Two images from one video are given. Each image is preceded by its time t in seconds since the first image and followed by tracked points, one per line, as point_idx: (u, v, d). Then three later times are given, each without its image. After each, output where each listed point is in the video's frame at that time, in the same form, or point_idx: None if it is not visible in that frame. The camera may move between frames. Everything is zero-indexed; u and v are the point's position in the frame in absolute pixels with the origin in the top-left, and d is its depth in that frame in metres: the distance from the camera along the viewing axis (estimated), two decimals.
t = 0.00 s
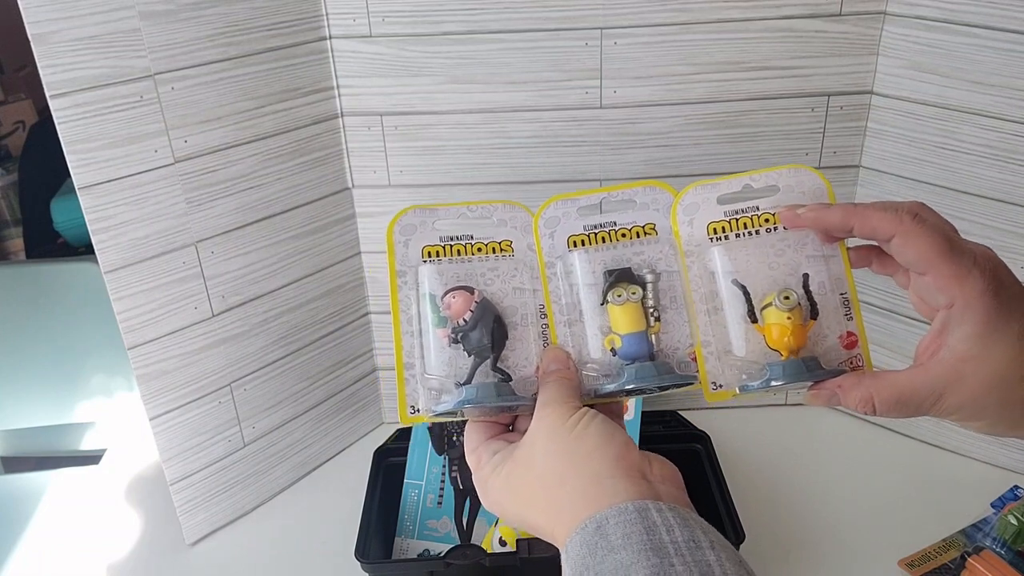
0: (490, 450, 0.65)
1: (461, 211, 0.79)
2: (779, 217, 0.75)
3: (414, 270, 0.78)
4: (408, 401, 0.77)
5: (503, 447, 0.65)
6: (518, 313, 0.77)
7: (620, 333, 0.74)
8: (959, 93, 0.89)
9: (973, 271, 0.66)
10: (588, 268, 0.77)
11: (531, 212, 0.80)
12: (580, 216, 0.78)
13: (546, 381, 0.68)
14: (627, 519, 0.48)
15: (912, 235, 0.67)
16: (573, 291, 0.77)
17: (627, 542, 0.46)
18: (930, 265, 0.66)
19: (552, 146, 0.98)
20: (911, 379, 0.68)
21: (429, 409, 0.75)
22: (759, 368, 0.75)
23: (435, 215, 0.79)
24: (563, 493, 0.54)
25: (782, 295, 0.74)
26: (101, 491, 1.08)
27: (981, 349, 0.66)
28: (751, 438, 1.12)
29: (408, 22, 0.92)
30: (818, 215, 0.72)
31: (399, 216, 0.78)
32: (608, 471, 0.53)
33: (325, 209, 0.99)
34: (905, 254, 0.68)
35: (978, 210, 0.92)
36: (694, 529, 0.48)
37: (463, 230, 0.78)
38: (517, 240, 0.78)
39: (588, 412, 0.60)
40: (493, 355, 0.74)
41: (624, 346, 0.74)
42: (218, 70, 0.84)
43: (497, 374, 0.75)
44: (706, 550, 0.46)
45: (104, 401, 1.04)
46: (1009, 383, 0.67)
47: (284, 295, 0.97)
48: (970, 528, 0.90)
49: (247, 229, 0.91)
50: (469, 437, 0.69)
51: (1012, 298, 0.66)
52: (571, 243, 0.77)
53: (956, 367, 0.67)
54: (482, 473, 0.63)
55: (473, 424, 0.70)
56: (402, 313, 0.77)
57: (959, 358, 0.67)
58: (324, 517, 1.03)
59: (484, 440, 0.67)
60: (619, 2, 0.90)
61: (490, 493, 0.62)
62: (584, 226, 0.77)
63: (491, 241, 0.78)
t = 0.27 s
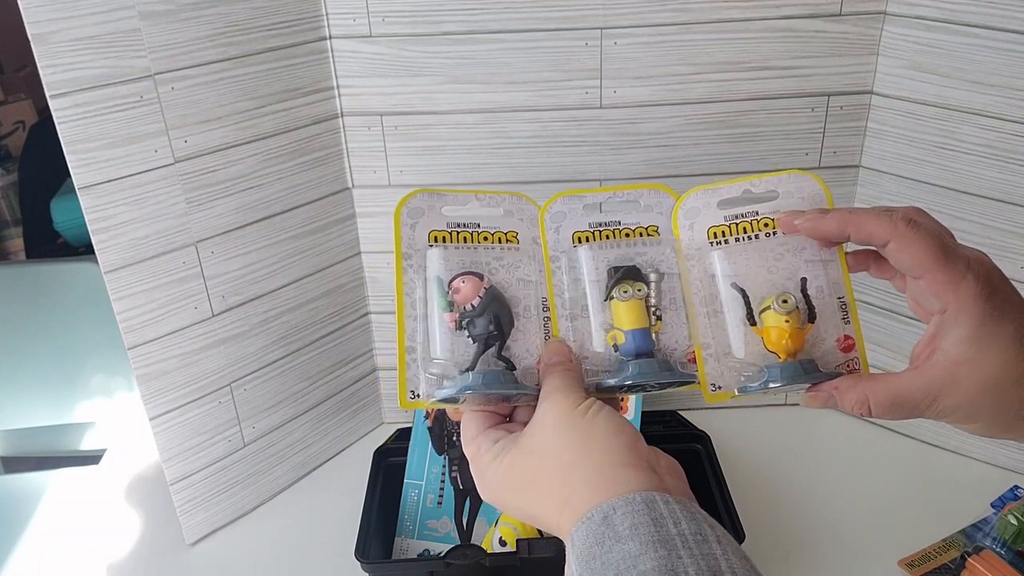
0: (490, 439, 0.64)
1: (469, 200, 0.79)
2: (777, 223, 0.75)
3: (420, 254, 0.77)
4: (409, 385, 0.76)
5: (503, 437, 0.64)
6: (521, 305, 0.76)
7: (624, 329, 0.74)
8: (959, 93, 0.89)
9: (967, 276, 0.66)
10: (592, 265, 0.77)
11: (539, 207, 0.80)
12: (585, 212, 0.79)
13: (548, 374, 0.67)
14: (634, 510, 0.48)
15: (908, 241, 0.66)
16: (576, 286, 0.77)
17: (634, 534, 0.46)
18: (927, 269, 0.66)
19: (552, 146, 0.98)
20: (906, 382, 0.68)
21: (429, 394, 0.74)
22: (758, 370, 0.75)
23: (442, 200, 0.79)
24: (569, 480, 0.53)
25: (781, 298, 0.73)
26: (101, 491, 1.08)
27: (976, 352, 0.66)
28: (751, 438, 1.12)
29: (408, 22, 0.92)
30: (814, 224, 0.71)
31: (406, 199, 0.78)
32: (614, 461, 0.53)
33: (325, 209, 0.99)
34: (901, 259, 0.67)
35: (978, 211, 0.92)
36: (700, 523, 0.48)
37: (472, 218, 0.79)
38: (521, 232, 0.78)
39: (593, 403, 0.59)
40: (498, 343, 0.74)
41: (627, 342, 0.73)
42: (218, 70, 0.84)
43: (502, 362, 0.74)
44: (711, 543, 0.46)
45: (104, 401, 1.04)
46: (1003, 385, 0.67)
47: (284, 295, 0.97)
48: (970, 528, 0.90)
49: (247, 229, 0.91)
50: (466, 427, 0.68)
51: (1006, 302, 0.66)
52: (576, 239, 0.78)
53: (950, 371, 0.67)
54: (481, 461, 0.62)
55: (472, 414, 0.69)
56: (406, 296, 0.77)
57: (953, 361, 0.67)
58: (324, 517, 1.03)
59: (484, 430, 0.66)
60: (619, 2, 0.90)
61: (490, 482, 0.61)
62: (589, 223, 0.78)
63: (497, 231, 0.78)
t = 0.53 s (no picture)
0: (486, 445, 0.65)
1: (462, 208, 0.79)
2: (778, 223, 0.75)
3: (414, 265, 0.77)
4: (405, 395, 0.76)
5: (500, 443, 0.64)
6: (516, 311, 0.77)
7: (619, 333, 0.74)
8: (959, 93, 0.89)
9: (969, 276, 0.66)
10: (589, 268, 0.77)
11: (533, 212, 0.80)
12: (581, 216, 0.78)
13: (542, 380, 0.67)
14: (623, 514, 0.48)
15: (910, 241, 0.66)
16: (573, 290, 0.77)
17: (624, 539, 0.46)
18: (928, 270, 0.66)
19: (552, 146, 0.98)
20: (906, 383, 0.68)
21: (425, 404, 0.75)
22: (756, 371, 0.75)
23: (436, 210, 0.79)
24: (559, 485, 0.53)
25: (781, 299, 0.73)
26: (101, 491, 1.08)
27: (976, 354, 0.66)
28: (751, 438, 1.12)
29: (408, 22, 0.92)
30: (816, 224, 0.71)
31: (400, 211, 0.78)
32: (605, 466, 0.52)
33: (325, 210, 0.99)
34: (903, 259, 0.67)
35: (978, 211, 0.92)
36: (690, 525, 0.48)
37: (463, 226, 0.79)
38: (516, 238, 0.78)
39: (586, 407, 0.59)
40: (491, 351, 0.74)
41: (623, 346, 0.73)
42: (218, 70, 0.84)
43: (496, 369, 0.74)
44: (702, 546, 0.46)
45: (104, 401, 1.04)
46: (1003, 387, 0.68)
47: (284, 295, 0.97)
48: (970, 528, 0.90)
49: (247, 229, 0.91)
50: (465, 434, 0.68)
51: (1007, 303, 0.66)
52: (573, 243, 0.78)
53: (951, 372, 0.67)
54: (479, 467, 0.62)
55: (470, 420, 0.70)
56: (401, 308, 0.77)
57: (953, 362, 0.67)
58: (324, 517, 1.03)
59: (481, 436, 0.67)
60: (619, 2, 0.90)
61: (486, 487, 0.61)
62: (585, 227, 0.78)
63: (491, 239, 0.78)
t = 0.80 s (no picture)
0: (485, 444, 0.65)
1: (460, 207, 0.79)
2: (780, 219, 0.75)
3: (413, 266, 0.77)
4: (407, 396, 0.76)
5: (503, 441, 0.65)
6: (517, 307, 0.77)
7: (620, 329, 0.74)
8: (959, 93, 0.89)
9: (971, 275, 0.66)
10: (589, 264, 0.77)
11: (532, 208, 0.80)
12: (582, 212, 0.78)
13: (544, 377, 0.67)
14: (625, 511, 0.48)
15: (912, 239, 0.66)
16: (574, 286, 0.77)
17: (626, 535, 0.46)
18: (930, 268, 0.66)
19: (552, 146, 0.98)
20: (907, 382, 0.68)
21: (428, 405, 0.75)
22: (758, 367, 0.75)
23: (434, 210, 0.79)
24: (560, 481, 0.53)
25: (782, 295, 0.74)
26: (101, 491, 1.08)
27: (978, 353, 0.66)
28: (751, 438, 1.12)
29: (408, 22, 0.92)
30: (817, 223, 0.71)
31: (398, 212, 0.78)
32: (606, 464, 0.52)
33: (325, 209, 0.99)
34: (905, 257, 0.67)
35: (978, 211, 0.92)
36: (692, 521, 0.48)
37: (461, 225, 0.79)
38: (515, 235, 0.78)
39: (586, 403, 0.59)
40: (492, 349, 0.74)
41: (624, 342, 0.74)
42: (218, 70, 0.84)
43: (496, 368, 0.74)
44: (703, 542, 0.46)
45: (104, 401, 1.04)
46: (1004, 387, 0.68)
47: (284, 295, 0.97)
48: (970, 528, 0.90)
49: (247, 229, 0.91)
50: (468, 432, 0.68)
51: (1010, 303, 0.66)
52: (573, 239, 0.77)
53: (952, 370, 0.67)
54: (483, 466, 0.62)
55: (473, 418, 0.70)
56: (401, 308, 0.77)
57: (955, 361, 0.67)
58: (324, 517, 1.03)
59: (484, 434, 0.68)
60: (619, 2, 0.90)
61: (489, 484, 0.61)
62: (585, 223, 0.78)
63: (491, 237, 0.78)
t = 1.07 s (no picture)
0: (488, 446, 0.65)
1: (461, 210, 0.79)
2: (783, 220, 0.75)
3: (415, 269, 0.77)
4: (411, 398, 0.77)
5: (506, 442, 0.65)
6: (518, 310, 0.77)
7: (621, 331, 0.74)
8: (959, 93, 0.89)
9: (974, 275, 0.66)
10: (591, 266, 0.77)
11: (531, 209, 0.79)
12: (584, 213, 0.78)
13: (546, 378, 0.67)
14: (627, 510, 0.48)
15: (915, 239, 0.66)
16: (575, 288, 0.77)
17: (627, 534, 0.46)
18: (933, 269, 0.66)
19: (552, 146, 0.98)
20: (910, 382, 0.68)
21: (431, 406, 0.76)
22: (760, 367, 0.75)
23: (435, 213, 0.78)
24: (562, 481, 0.53)
25: (787, 296, 0.74)
26: (101, 491, 1.08)
27: (981, 354, 0.66)
28: (752, 438, 1.12)
29: (408, 22, 0.92)
30: (820, 226, 0.71)
31: (399, 215, 0.78)
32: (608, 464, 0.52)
33: (325, 209, 0.99)
34: (908, 258, 0.67)
35: (978, 211, 0.92)
36: (693, 520, 0.48)
37: (462, 228, 0.78)
38: (516, 238, 0.78)
39: (588, 405, 0.59)
40: (495, 352, 0.75)
41: (624, 343, 0.74)
42: (218, 70, 0.84)
43: (498, 370, 0.75)
44: (705, 541, 0.46)
45: (104, 401, 1.04)
46: (1008, 388, 0.67)
47: (283, 295, 0.97)
48: (970, 528, 0.90)
49: (247, 229, 0.91)
50: (471, 433, 0.69)
51: (1013, 303, 0.66)
52: (575, 240, 0.77)
53: (955, 371, 0.67)
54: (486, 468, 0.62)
55: (478, 419, 0.71)
56: (404, 312, 0.77)
57: (958, 361, 0.67)
58: (324, 517, 1.03)
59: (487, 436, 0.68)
60: (619, 2, 0.90)
61: (492, 486, 0.61)
62: (587, 224, 0.77)
63: (491, 240, 0.78)
